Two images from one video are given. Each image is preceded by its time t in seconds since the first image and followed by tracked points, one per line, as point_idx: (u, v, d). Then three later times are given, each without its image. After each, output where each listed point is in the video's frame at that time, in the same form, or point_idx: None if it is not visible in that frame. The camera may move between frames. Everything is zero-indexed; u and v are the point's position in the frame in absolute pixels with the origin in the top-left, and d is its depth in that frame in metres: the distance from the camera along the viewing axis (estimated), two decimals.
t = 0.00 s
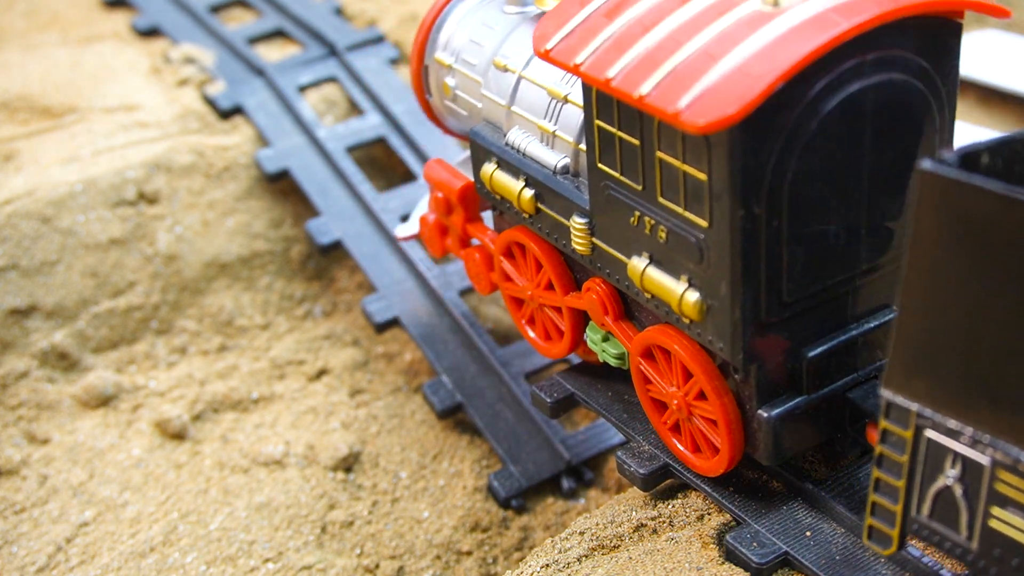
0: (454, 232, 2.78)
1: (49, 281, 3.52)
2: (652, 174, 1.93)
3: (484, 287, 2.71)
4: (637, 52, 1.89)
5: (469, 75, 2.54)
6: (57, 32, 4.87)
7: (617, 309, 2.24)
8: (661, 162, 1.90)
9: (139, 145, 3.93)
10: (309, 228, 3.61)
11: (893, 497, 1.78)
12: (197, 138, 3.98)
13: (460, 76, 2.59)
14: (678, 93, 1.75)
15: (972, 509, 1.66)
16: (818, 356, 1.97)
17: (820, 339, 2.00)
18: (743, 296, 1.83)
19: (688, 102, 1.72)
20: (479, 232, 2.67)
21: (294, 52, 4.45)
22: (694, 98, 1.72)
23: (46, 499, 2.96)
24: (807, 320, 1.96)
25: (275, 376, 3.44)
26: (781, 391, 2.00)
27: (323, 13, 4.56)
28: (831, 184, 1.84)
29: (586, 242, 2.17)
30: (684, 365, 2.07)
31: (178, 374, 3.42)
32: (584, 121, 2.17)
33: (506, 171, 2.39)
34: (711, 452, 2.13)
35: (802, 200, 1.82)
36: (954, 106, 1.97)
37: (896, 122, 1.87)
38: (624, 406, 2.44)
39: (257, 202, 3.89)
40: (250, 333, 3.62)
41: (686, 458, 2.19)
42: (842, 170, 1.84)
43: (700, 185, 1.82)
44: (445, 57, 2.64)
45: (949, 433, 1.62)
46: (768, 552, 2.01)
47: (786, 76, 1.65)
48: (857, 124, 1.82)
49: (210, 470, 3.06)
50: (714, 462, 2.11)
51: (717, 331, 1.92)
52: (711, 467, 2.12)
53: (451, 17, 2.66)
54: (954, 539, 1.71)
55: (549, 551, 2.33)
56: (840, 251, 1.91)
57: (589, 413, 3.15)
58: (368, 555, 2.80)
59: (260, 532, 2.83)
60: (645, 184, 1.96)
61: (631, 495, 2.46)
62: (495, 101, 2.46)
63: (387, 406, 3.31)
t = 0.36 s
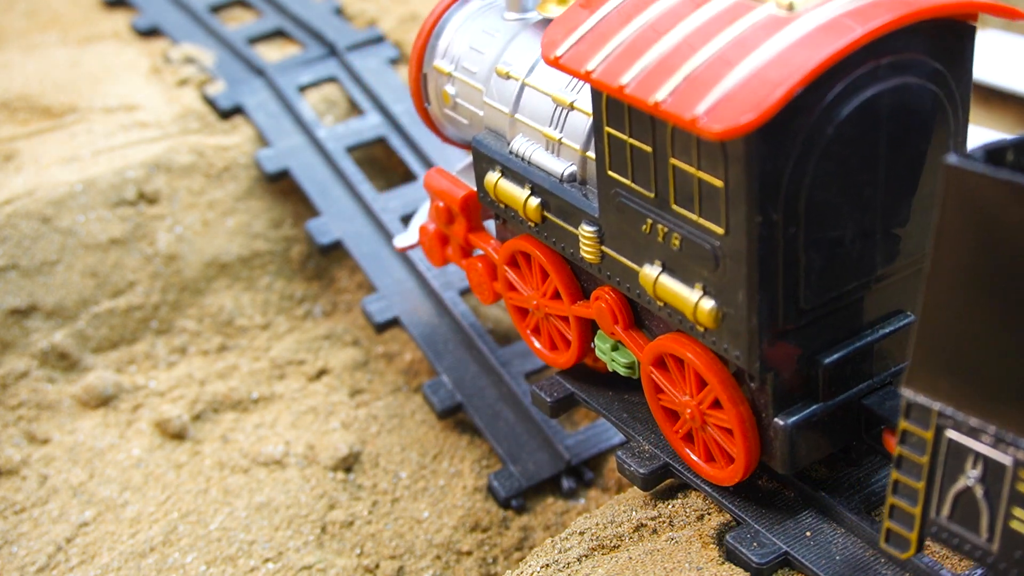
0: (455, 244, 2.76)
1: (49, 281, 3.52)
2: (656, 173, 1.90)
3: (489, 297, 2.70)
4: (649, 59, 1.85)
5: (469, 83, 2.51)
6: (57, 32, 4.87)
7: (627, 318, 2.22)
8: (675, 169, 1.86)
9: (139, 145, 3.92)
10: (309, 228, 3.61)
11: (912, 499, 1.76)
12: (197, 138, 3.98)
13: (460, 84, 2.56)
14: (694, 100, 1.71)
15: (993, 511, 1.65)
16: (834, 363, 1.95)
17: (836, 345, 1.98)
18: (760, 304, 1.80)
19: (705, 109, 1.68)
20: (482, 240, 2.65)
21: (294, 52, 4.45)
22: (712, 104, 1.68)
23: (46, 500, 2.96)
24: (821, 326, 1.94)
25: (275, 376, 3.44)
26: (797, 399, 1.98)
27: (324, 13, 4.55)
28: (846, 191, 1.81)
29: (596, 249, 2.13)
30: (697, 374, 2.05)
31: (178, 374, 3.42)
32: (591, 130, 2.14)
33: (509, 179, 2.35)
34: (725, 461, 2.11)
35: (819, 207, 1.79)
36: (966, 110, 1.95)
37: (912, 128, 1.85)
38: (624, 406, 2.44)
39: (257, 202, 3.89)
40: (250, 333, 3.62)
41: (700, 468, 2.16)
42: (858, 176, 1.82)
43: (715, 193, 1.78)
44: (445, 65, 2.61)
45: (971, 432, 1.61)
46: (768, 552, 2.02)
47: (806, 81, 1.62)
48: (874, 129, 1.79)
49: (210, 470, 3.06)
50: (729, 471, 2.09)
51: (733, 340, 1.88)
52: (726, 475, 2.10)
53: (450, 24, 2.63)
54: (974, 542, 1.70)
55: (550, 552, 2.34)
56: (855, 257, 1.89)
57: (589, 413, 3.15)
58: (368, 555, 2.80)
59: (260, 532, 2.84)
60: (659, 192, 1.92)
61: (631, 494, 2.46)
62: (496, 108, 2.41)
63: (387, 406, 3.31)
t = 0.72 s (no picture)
0: (463, 248, 2.73)
1: (49, 281, 3.52)
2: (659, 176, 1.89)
3: (496, 306, 2.67)
4: (662, 63, 1.83)
5: (476, 89, 2.49)
6: (57, 32, 4.87)
7: (638, 326, 2.20)
8: (687, 175, 1.83)
9: (139, 145, 3.93)
10: (309, 228, 3.61)
11: (931, 504, 1.73)
12: (197, 138, 3.98)
13: (466, 89, 2.53)
14: (709, 104, 1.69)
15: (1015, 516, 1.61)
16: (848, 370, 1.93)
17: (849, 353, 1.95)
18: (774, 310, 1.78)
19: (721, 113, 1.65)
20: (489, 247, 2.60)
21: (294, 52, 4.45)
22: (728, 108, 1.65)
23: (46, 500, 2.96)
24: (836, 333, 1.91)
25: (275, 376, 3.44)
26: (811, 406, 1.95)
27: (324, 13, 4.56)
28: (861, 195, 1.80)
29: (606, 256, 2.11)
30: (710, 381, 2.02)
31: (178, 374, 3.42)
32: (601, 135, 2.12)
33: (517, 185, 2.33)
34: (738, 470, 2.09)
35: (834, 212, 1.77)
36: (981, 113, 1.93)
37: (927, 131, 1.83)
38: (624, 405, 2.44)
39: (257, 202, 3.89)
40: (250, 333, 3.62)
41: (712, 477, 2.15)
42: (874, 180, 1.80)
43: (729, 199, 1.76)
44: (450, 71, 2.59)
45: (992, 436, 1.59)
46: (769, 552, 2.02)
47: (822, 84, 1.60)
48: (888, 133, 1.77)
49: (210, 470, 3.06)
50: (743, 479, 2.07)
51: (747, 347, 1.86)
52: (739, 484, 2.08)
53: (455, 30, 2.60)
54: (995, 548, 1.65)
55: (549, 552, 2.33)
56: (870, 262, 1.87)
57: (589, 413, 3.15)
58: (368, 555, 2.80)
59: (260, 532, 2.84)
60: (671, 199, 1.89)
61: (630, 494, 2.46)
62: (504, 115, 2.39)
63: (387, 406, 3.31)
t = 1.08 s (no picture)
0: (463, 250, 2.72)
1: (49, 281, 3.52)
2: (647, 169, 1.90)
3: (496, 308, 2.65)
4: (662, 63, 1.83)
5: (477, 91, 2.48)
6: (57, 32, 4.87)
7: (639, 326, 2.19)
8: (688, 175, 1.83)
9: (139, 145, 3.93)
10: (309, 228, 3.61)
11: (937, 512, 1.72)
12: (197, 138, 3.98)
13: (468, 92, 2.52)
14: (710, 103, 1.69)
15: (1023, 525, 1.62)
16: (850, 371, 1.92)
17: (850, 354, 1.95)
18: (776, 310, 1.78)
19: (722, 112, 1.65)
20: (491, 250, 2.59)
21: (294, 52, 4.45)
22: (729, 108, 1.65)
23: (46, 500, 2.96)
24: (839, 333, 1.90)
25: (275, 376, 3.44)
26: (812, 406, 1.94)
27: (324, 13, 4.55)
28: (863, 195, 1.79)
29: (607, 257, 2.10)
30: (712, 382, 2.02)
31: (178, 374, 3.42)
32: (603, 136, 2.12)
33: (518, 187, 2.32)
34: (739, 471, 2.08)
35: (836, 212, 1.77)
36: (982, 112, 1.93)
37: (928, 131, 1.83)
38: (625, 407, 2.44)
39: (257, 202, 3.89)
40: (250, 333, 3.61)
41: (713, 478, 2.14)
42: (875, 180, 1.80)
43: (731, 199, 1.76)
44: (452, 74, 2.58)
45: (999, 444, 1.59)
46: (770, 553, 2.02)
47: (823, 84, 1.60)
48: (890, 133, 1.77)
49: (210, 470, 3.06)
50: (744, 480, 2.06)
51: (748, 347, 1.85)
52: (740, 485, 2.07)
53: (456, 34, 2.60)
54: (1001, 556, 1.67)
55: (549, 552, 2.33)
56: (872, 263, 1.87)
57: (589, 413, 3.15)
58: (368, 555, 2.80)
59: (260, 532, 2.84)
60: (672, 199, 1.89)
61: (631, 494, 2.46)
62: (506, 117, 2.39)
63: (387, 406, 3.31)
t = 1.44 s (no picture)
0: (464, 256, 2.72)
1: (49, 281, 3.52)
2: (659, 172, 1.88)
3: (496, 313, 2.65)
4: (680, 70, 1.82)
5: (477, 93, 2.47)
6: (57, 32, 4.86)
7: (651, 334, 2.18)
8: (706, 183, 1.82)
9: (139, 145, 3.93)
10: (309, 228, 3.61)
11: (957, 524, 1.72)
12: (197, 138, 3.98)
13: (467, 94, 2.51)
14: (732, 111, 1.68)
15: None
16: (868, 378, 1.91)
17: (867, 361, 1.94)
18: (796, 317, 1.77)
19: (745, 121, 1.65)
20: (491, 255, 2.61)
21: (294, 52, 4.45)
22: (751, 115, 1.65)
23: (46, 500, 2.96)
24: (857, 339, 1.90)
25: (275, 376, 3.43)
26: (830, 413, 1.94)
27: (324, 13, 4.56)
28: (882, 200, 1.80)
29: (618, 264, 2.10)
30: (727, 390, 2.01)
31: (178, 374, 3.42)
32: (610, 140, 2.10)
33: (523, 192, 2.31)
34: (756, 479, 2.07)
35: (855, 219, 1.77)
36: (999, 114, 1.93)
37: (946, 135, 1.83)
38: (625, 407, 2.43)
39: (257, 202, 3.89)
40: (250, 333, 3.61)
41: (729, 487, 2.12)
42: (894, 186, 1.80)
43: (750, 207, 1.75)
44: (450, 75, 2.57)
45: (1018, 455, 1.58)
46: (771, 554, 2.02)
47: (847, 92, 1.60)
48: (909, 139, 1.77)
49: (210, 470, 3.06)
50: (760, 489, 2.05)
51: (765, 354, 1.85)
52: (756, 495, 2.05)
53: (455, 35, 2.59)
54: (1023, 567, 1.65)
55: (549, 552, 2.33)
56: (890, 268, 1.87)
57: (589, 413, 3.15)
58: (368, 555, 2.80)
59: (260, 532, 2.84)
60: (688, 206, 1.88)
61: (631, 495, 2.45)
62: (507, 119, 2.37)
63: (387, 406, 3.31)
